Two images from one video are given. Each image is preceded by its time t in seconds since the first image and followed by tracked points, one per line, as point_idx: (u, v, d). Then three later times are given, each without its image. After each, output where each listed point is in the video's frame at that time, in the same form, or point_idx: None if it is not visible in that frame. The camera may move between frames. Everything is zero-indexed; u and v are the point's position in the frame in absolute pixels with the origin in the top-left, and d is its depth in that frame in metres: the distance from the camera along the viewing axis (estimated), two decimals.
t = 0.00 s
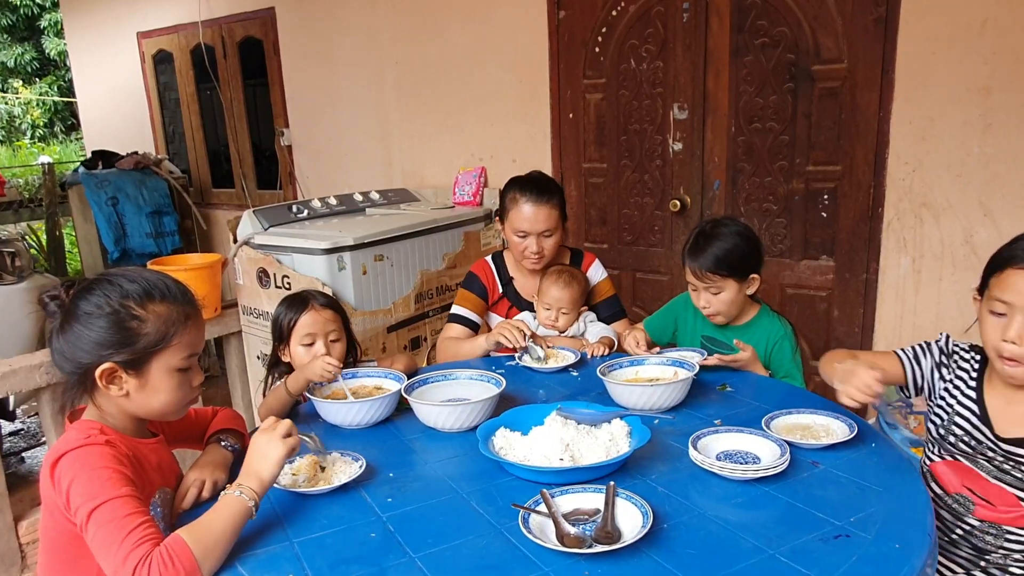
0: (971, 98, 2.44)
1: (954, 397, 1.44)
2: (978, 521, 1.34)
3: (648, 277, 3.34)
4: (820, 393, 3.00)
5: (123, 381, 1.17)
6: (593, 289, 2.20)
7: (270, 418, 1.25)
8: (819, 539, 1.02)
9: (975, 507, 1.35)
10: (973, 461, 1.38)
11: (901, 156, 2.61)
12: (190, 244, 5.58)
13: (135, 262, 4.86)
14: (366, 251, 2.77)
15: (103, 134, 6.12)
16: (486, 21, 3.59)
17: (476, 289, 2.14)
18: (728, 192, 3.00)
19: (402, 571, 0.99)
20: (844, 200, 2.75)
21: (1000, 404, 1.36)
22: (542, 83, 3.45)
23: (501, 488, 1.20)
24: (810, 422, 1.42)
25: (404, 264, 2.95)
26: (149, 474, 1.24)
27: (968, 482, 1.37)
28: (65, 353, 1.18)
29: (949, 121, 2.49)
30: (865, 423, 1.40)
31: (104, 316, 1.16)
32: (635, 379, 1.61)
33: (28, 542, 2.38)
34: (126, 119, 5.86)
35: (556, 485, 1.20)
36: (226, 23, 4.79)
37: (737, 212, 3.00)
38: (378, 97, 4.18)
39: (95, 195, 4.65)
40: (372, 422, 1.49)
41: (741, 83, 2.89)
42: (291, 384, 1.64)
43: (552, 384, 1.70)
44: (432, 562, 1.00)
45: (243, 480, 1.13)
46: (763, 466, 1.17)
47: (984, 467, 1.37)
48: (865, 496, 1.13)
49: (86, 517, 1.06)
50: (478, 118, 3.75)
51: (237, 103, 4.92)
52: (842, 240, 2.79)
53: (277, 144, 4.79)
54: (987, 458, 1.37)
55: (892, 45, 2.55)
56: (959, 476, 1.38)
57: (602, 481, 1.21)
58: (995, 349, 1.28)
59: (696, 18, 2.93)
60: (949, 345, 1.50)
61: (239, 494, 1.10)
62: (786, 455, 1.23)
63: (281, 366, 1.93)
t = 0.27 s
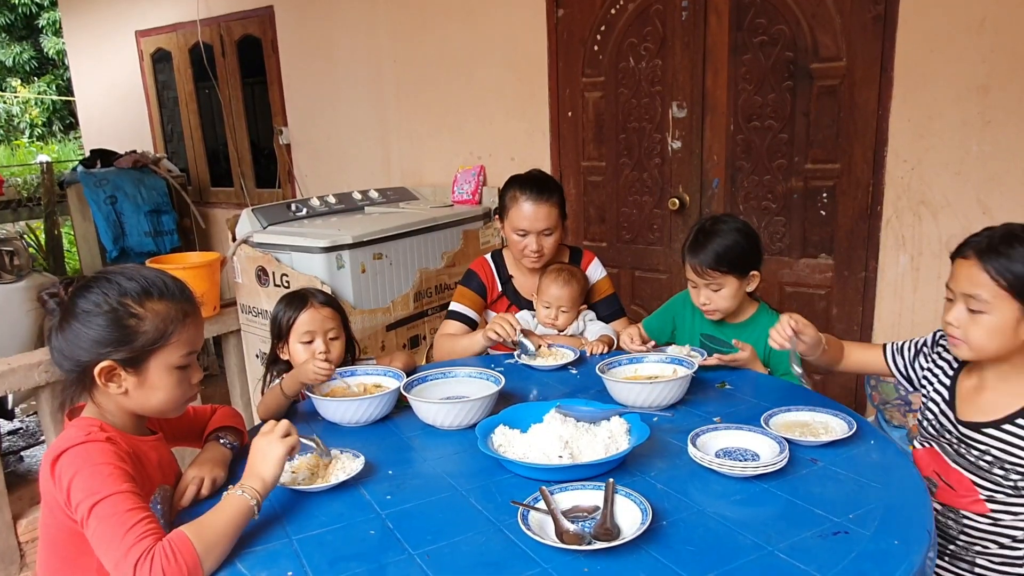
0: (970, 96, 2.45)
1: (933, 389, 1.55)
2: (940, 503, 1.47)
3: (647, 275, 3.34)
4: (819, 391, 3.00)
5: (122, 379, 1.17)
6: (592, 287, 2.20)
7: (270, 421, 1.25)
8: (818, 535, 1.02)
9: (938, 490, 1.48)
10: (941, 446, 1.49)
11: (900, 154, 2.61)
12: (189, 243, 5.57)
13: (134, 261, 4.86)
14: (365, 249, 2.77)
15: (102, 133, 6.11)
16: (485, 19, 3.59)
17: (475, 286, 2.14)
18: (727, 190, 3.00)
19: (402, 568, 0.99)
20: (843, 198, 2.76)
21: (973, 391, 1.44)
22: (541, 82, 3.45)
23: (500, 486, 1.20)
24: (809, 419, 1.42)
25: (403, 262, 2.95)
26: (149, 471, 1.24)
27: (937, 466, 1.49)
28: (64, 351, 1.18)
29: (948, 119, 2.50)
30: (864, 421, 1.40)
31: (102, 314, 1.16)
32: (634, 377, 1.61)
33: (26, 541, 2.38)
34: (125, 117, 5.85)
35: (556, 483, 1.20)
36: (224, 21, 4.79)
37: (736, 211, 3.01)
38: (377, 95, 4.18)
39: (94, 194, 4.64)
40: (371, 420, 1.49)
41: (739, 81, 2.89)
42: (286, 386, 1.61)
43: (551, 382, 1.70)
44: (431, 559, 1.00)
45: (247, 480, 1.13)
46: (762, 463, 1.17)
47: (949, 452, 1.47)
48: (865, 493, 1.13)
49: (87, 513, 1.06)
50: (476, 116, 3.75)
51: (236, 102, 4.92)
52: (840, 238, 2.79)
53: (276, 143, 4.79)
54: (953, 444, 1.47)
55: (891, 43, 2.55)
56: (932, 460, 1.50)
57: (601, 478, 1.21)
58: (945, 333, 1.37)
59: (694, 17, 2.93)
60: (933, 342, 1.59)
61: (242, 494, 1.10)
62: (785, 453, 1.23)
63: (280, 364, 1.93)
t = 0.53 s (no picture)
0: (968, 95, 2.45)
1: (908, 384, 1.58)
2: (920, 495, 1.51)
3: (646, 274, 3.34)
4: (817, 390, 3.01)
5: (121, 376, 1.17)
6: (590, 286, 2.20)
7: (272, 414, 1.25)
8: (815, 532, 1.02)
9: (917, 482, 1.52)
10: (919, 439, 1.54)
11: (898, 152, 2.61)
12: (188, 242, 5.57)
13: (132, 260, 4.85)
14: (363, 247, 2.77)
15: (100, 132, 6.11)
16: (484, 18, 3.59)
17: (473, 285, 2.14)
18: (726, 188, 3.00)
19: (400, 565, 0.99)
20: (841, 197, 2.76)
21: (950, 380, 1.48)
22: (539, 80, 3.45)
23: (498, 484, 1.20)
24: (808, 416, 1.42)
25: (401, 261, 2.95)
26: (148, 470, 1.24)
27: (915, 459, 1.53)
28: (64, 349, 1.18)
29: (946, 118, 2.50)
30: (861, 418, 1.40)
31: (101, 311, 1.16)
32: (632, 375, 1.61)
33: (25, 539, 2.38)
34: (123, 116, 5.85)
35: (553, 480, 1.20)
36: (223, 20, 4.78)
37: (735, 209, 3.01)
38: (375, 94, 4.18)
39: (92, 193, 4.64)
40: (369, 418, 1.49)
41: (738, 80, 2.89)
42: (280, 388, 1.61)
43: (549, 380, 1.70)
44: (429, 556, 1.00)
45: (243, 475, 1.12)
46: (760, 460, 1.17)
47: (926, 443, 1.52)
48: (862, 491, 1.13)
49: (84, 512, 1.06)
50: (475, 115, 3.75)
51: (234, 100, 4.91)
52: (839, 237, 2.79)
53: (275, 142, 4.79)
54: (929, 435, 1.51)
55: (889, 41, 2.55)
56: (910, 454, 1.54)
57: (599, 476, 1.21)
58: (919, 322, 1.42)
59: (693, 15, 2.93)
60: (910, 340, 1.62)
61: (236, 490, 1.09)
62: (783, 450, 1.23)
63: (279, 362, 1.93)
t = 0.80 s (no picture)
0: (966, 94, 2.45)
1: (891, 385, 1.58)
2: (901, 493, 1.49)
3: (644, 274, 3.34)
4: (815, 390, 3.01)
5: (119, 376, 1.17)
6: (588, 285, 2.20)
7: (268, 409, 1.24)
8: (810, 531, 1.02)
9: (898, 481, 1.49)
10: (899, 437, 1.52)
11: (896, 152, 2.62)
12: (186, 242, 5.57)
13: (131, 260, 4.85)
14: (362, 247, 2.77)
15: (99, 132, 6.11)
16: (482, 18, 3.59)
17: (471, 285, 2.14)
18: (724, 188, 3.01)
19: (396, 564, 0.99)
20: (839, 197, 2.76)
21: (929, 376, 1.48)
22: (538, 80, 3.45)
23: (495, 483, 1.21)
24: (804, 416, 1.42)
25: (400, 261, 2.95)
26: (146, 470, 1.24)
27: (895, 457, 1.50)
28: (62, 348, 1.19)
29: (943, 118, 2.50)
30: (858, 417, 1.40)
31: (99, 310, 1.16)
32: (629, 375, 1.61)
33: (24, 539, 2.39)
34: (122, 116, 5.85)
35: (549, 479, 1.20)
36: (221, 20, 4.79)
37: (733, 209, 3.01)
38: (374, 94, 4.18)
39: (91, 193, 4.64)
40: (366, 417, 1.49)
41: (736, 80, 2.89)
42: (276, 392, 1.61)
43: (547, 380, 1.70)
44: (425, 555, 1.01)
45: (236, 473, 1.12)
46: (756, 459, 1.18)
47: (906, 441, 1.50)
48: (857, 490, 1.13)
49: (80, 514, 1.06)
50: (473, 115, 3.75)
51: (233, 100, 4.91)
52: (837, 237, 2.79)
53: (274, 142, 4.79)
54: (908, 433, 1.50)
55: (887, 41, 2.56)
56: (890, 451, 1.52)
57: (595, 475, 1.21)
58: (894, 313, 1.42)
59: (691, 15, 2.93)
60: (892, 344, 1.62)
61: (229, 488, 1.09)
62: (779, 449, 1.23)
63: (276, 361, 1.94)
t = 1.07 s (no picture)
0: (962, 94, 2.45)
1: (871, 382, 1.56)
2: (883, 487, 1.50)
3: (641, 273, 3.34)
4: (813, 389, 3.02)
5: (115, 375, 1.17)
6: (583, 284, 2.21)
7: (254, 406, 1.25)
8: (803, 530, 1.02)
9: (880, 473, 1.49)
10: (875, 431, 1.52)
11: (893, 152, 2.62)
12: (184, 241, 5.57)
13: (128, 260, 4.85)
14: (359, 247, 2.77)
15: (97, 131, 6.11)
16: (480, 17, 3.59)
17: (467, 285, 2.13)
18: (721, 188, 3.01)
19: (390, 563, 0.99)
20: (835, 196, 2.76)
21: (903, 374, 1.47)
22: (536, 80, 3.45)
23: (490, 481, 1.21)
24: (799, 415, 1.43)
25: (397, 260, 2.96)
26: (141, 470, 1.24)
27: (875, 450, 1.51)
28: (57, 348, 1.19)
29: (940, 118, 2.50)
30: (852, 416, 1.40)
31: (95, 309, 1.16)
32: (624, 374, 1.62)
33: (21, 539, 2.39)
34: (120, 116, 5.85)
35: (545, 478, 1.20)
36: (219, 19, 4.79)
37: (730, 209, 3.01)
38: (372, 94, 4.18)
39: (88, 193, 4.63)
40: (363, 416, 1.49)
41: (733, 80, 2.90)
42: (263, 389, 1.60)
43: (543, 379, 1.70)
44: (419, 553, 1.01)
45: (223, 470, 1.12)
46: (751, 458, 1.18)
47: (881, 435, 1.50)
48: (851, 488, 1.13)
49: (74, 514, 1.06)
50: (471, 114, 3.76)
51: (231, 100, 4.91)
52: (834, 236, 2.80)
53: (271, 142, 4.80)
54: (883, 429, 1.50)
55: (884, 41, 2.56)
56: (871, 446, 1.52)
57: (589, 474, 1.21)
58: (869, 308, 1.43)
59: (688, 15, 2.93)
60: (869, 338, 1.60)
61: (218, 485, 1.09)
62: (774, 448, 1.23)
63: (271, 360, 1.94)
